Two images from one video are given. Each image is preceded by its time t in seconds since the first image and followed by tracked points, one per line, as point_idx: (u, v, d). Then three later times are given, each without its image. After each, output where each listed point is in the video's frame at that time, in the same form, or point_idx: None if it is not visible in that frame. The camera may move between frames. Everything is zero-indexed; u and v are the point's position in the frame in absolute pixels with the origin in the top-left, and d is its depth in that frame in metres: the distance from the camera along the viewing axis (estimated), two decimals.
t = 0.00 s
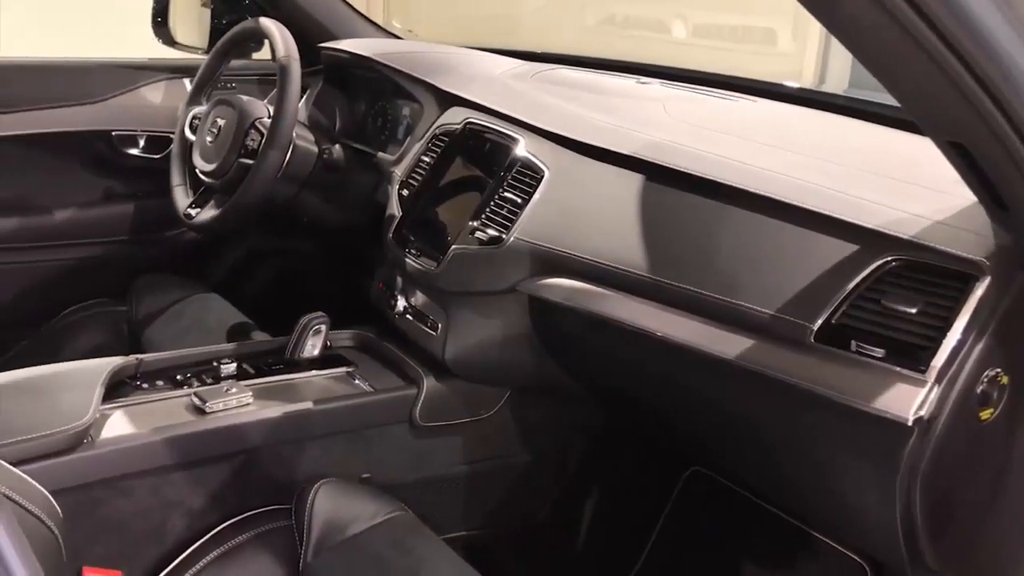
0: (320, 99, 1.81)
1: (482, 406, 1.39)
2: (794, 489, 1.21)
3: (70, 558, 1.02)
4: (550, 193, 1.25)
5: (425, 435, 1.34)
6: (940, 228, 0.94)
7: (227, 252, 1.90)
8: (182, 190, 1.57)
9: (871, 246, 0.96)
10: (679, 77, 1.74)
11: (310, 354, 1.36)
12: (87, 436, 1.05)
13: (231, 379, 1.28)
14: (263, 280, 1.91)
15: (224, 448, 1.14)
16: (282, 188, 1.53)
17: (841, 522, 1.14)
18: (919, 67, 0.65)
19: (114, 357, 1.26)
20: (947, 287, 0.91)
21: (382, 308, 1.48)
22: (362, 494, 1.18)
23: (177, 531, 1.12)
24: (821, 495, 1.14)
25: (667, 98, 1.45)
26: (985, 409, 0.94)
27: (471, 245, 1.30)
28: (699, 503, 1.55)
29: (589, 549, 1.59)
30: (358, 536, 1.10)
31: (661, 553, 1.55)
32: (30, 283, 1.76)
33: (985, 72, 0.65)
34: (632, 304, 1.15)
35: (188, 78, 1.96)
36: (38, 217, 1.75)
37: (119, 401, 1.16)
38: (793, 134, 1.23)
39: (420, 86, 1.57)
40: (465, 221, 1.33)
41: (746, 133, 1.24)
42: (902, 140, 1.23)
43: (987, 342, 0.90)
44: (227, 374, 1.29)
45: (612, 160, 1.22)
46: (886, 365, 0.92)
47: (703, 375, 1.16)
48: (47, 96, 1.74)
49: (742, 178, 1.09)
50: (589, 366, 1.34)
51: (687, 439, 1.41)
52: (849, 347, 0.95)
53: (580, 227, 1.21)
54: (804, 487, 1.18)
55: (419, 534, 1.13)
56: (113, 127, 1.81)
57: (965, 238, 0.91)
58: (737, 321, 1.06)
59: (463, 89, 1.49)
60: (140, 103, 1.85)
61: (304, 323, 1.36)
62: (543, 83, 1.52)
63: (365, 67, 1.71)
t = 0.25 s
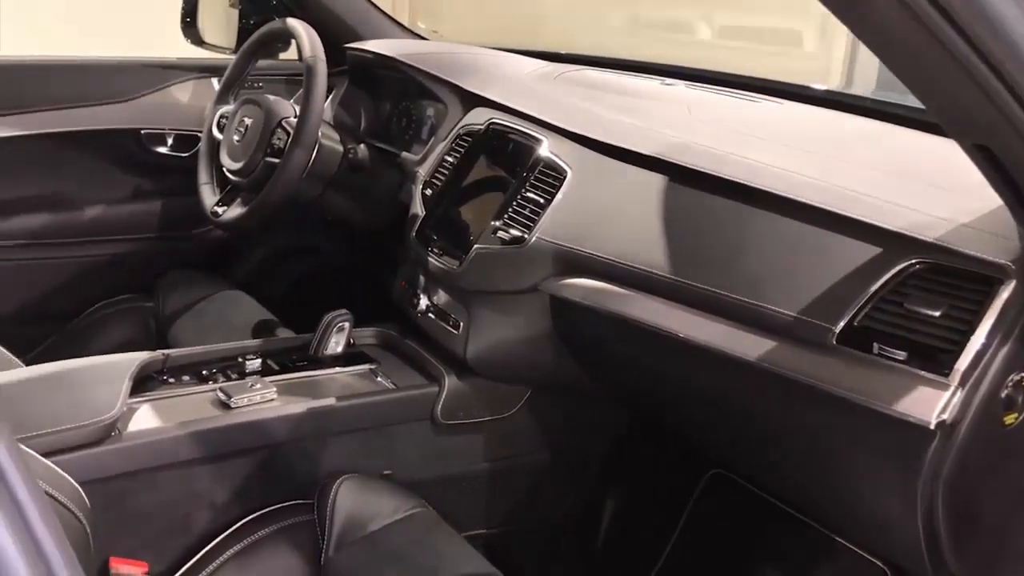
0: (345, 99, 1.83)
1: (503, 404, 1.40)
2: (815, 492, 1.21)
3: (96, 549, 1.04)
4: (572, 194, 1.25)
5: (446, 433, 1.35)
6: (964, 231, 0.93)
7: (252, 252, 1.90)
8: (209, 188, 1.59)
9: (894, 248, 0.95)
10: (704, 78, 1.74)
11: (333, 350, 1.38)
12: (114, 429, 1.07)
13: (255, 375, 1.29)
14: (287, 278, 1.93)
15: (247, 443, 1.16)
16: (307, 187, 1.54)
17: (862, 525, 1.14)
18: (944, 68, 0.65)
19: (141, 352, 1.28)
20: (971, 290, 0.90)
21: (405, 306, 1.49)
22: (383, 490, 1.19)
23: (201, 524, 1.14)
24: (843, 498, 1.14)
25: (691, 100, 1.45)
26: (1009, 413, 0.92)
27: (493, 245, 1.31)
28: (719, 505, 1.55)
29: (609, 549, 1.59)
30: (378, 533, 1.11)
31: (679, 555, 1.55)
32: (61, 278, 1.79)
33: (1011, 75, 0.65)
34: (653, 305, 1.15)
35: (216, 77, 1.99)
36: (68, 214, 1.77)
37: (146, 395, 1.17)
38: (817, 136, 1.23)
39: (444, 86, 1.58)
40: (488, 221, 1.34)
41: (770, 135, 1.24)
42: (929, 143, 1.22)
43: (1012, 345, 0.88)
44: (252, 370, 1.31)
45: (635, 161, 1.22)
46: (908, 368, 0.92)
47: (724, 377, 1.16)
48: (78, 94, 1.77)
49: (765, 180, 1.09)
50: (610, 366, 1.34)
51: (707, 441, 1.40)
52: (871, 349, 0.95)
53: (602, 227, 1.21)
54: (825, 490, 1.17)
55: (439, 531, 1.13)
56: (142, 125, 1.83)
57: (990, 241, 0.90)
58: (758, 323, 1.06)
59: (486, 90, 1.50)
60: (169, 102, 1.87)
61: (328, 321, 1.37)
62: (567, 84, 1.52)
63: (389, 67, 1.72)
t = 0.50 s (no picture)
0: (361, 99, 1.84)
1: (517, 405, 1.40)
2: (830, 496, 1.20)
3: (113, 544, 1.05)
4: (587, 194, 1.26)
5: (461, 433, 1.36)
6: (982, 234, 0.93)
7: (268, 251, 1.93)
8: (226, 188, 1.60)
9: (912, 251, 0.95)
10: (720, 80, 1.74)
11: (349, 350, 1.40)
12: (132, 426, 1.08)
13: (271, 373, 1.30)
14: (303, 278, 1.95)
15: (264, 441, 1.17)
16: (324, 187, 1.55)
17: (878, 529, 1.13)
18: (965, 69, 0.65)
19: (159, 350, 1.29)
20: (989, 293, 0.89)
21: (420, 305, 1.50)
22: (399, 488, 1.19)
23: (217, 521, 1.15)
24: (858, 502, 1.14)
25: (707, 101, 1.45)
26: None
27: (508, 246, 1.31)
28: (734, 507, 1.55)
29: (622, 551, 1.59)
30: (393, 531, 1.11)
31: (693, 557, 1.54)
32: (79, 277, 1.81)
33: None
34: (668, 306, 1.15)
35: (234, 77, 2.00)
36: (87, 212, 1.79)
37: (163, 393, 1.18)
38: (835, 138, 1.23)
39: (461, 87, 1.59)
40: (503, 221, 1.35)
41: (786, 136, 1.24)
42: (946, 144, 1.21)
43: None
44: (268, 368, 1.32)
45: (651, 162, 1.22)
46: (925, 371, 0.91)
47: (739, 379, 1.15)
48: (97, 94, 1.78)
49: (782, 182, 1.09)
50: (624, 367, 1.34)
51: (722, 443, 1.40)
52: (888, 352, 0.95)
53: (618, 228, 1.22)
54: (840, 495, 1.17)
55: (453, 530, 1.14)
56: (161, 124, 1.85)
57: (1008, 245, 0.90)
58: (774, 325, 1.06)
59: (503, 91, 1.50)
60: (187, 102, 1.89)
61: (344, 320, 1.39)
62: (584, 85, 1.53)
63: (405, 68, 1.72)
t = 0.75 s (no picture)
0: (386, 101, 1.85)
1: (539, 407, 1.41)
2: (854, 503, 1.19)
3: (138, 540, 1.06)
4: (612, 198, 1.26)
5: (482, 434, 1.36)
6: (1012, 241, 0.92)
7: (292, 251, 1.94)
8: (252, 188, 1.62)
9: (940, 258, 0.94)
10: (746, 83, 1.73)
11: (372, 350, 1.40)
12: (159, 424, 1.09)
13: (295, 373, 1.31)
14: (327, 279, 1.96)
15: (287, 440, 1.17)
16: (349, 188, 1.56)
17: (903, 537, 1.12)
18: (996, 75, 0.64)
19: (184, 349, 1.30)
20: (1019, 301, 0.88)
21: (442, 307, 1.50)
22: (421, 489, 1.20)
23: (241, 519, 1.16)
24: (882, 510, 1.13)
25: (733, 104, 1.44)
26: None
27: (531, 248, 1.31)
28: (756, 514, 1.54)
29: (642, 556, 1.59)
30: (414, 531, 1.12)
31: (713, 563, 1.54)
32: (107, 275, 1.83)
33: None
34: (692, 310, 1.15)
35: (260, 79, 2.02)
36: (114, 211, 1.81)
37: (189, 391, 1.20)
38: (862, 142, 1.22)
39: (485, 90, 1.59)
40: (526, 223, 1.35)
41: (812, 141, 1.23)
42: (975, 150, 1.20)
43: None
44: (292, 367, 1.32)
45: (675, 166, 1.22)
46: (952, 379, 0.90)
47: (762, 384, 1.15)
48: (126, 95, 1.81)
49: (807, 187, 1.08)
50: (646, 370, 1.34)
51: (744, 448, 1.40)
52: (914, 359, 0.94)
53: (641, 232, 1.21)
54: (864, 502, 1.16)
55: (474, 531, 1.14)
56: (188, 125, 1.87)
57: None
58: (799, 330, 1.05)
59: (527, 93, 1.50)
60: (214, 103, 1.90)
61: (367, 320, 1.39)
62: (608, 88, 1.52)
63: (430, 70, 1.73)
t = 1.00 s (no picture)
0: (402, 104, 1.85)
1: (552, 411, 1.41)
2: (869, 510, 1.19)
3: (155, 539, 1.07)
4: (627, 201, 1.26)
5: (496, 437, 1.36)
6: None
7: (308, 253, 1.95)
8: (268, 190, 1.63)
9: (957, 264, 0.94)
10: (762, 87, 1.73)
11: (386, 351, 1.42)
12: (175, 424, 1.10)
13: (310, 374, 1.32)
14: (341, 281, 1.97)
15: (302, 441, 1.18)
16: (364, 190, 1.57)
17: (918, 545, 1.12)
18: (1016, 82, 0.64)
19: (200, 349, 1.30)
20: None
21: (457, 309, 1.51)
22: (434, 491, 1.20)
23: (256, 518, 1.16)
24: (897, 517, 1.12)
25: (749, 108, 1.44)
26: None
27: (545, 251, 1.32)
28: (768, 521, 1.53)
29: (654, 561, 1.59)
30: (427, 533, 1.12)
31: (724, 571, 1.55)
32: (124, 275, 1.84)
33: None
34: (707, 315, 1.15)
35: (277, 81, 2.03)
36: (132, 211, 1.82)
37: (205, 392, 1.20)
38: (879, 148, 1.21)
39: (501, 93, 1.59)
40: (541, 227, 1.35)
41: (829, 146, 1.22)
42: (993, 155, 1.20)
43: None
44: (307, 369, 1.33)
45: (691, 170, 1.22)
46: (968, 386, 0.90)
47: (775, 389, 1.15)
48: (144, 96, 1.82)
49: (823, 192, 1.08)
50: (660, 374, 1.34)
51: (759, 453, 1.39)
52: (930, 366, 0.94)
53: (657, 236, 1.21)
54: (879, 509, 1.16)
55: (487, 534, 1.14)
56: (206, 127, 1.88)
57: None
58: (815, 337, 1.05)
59: (542, 97, 1.51)
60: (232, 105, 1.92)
61: (382, 322, 1.40)
62: (624, 91, 1.52)
63: (445, 73, 1.73)
